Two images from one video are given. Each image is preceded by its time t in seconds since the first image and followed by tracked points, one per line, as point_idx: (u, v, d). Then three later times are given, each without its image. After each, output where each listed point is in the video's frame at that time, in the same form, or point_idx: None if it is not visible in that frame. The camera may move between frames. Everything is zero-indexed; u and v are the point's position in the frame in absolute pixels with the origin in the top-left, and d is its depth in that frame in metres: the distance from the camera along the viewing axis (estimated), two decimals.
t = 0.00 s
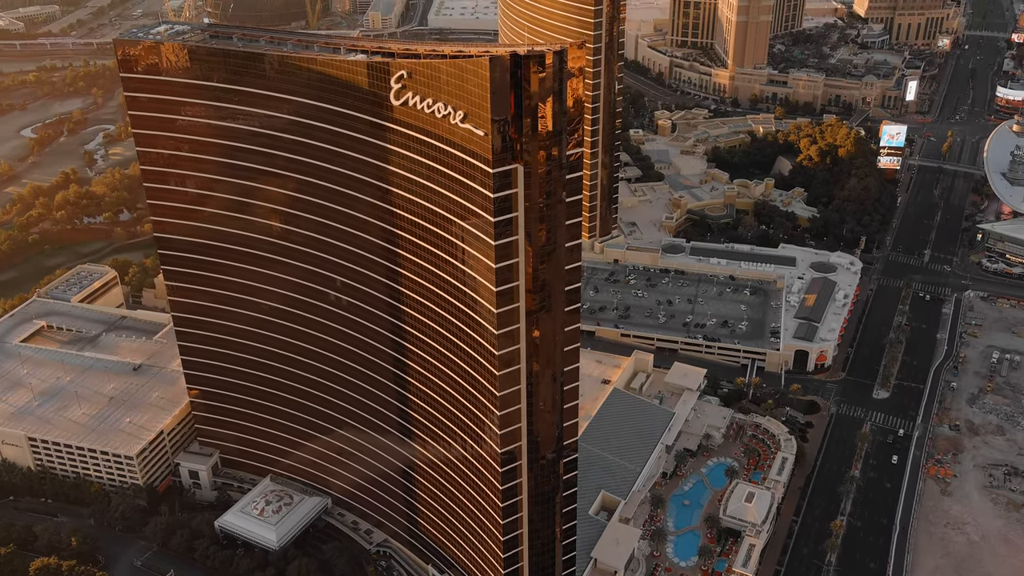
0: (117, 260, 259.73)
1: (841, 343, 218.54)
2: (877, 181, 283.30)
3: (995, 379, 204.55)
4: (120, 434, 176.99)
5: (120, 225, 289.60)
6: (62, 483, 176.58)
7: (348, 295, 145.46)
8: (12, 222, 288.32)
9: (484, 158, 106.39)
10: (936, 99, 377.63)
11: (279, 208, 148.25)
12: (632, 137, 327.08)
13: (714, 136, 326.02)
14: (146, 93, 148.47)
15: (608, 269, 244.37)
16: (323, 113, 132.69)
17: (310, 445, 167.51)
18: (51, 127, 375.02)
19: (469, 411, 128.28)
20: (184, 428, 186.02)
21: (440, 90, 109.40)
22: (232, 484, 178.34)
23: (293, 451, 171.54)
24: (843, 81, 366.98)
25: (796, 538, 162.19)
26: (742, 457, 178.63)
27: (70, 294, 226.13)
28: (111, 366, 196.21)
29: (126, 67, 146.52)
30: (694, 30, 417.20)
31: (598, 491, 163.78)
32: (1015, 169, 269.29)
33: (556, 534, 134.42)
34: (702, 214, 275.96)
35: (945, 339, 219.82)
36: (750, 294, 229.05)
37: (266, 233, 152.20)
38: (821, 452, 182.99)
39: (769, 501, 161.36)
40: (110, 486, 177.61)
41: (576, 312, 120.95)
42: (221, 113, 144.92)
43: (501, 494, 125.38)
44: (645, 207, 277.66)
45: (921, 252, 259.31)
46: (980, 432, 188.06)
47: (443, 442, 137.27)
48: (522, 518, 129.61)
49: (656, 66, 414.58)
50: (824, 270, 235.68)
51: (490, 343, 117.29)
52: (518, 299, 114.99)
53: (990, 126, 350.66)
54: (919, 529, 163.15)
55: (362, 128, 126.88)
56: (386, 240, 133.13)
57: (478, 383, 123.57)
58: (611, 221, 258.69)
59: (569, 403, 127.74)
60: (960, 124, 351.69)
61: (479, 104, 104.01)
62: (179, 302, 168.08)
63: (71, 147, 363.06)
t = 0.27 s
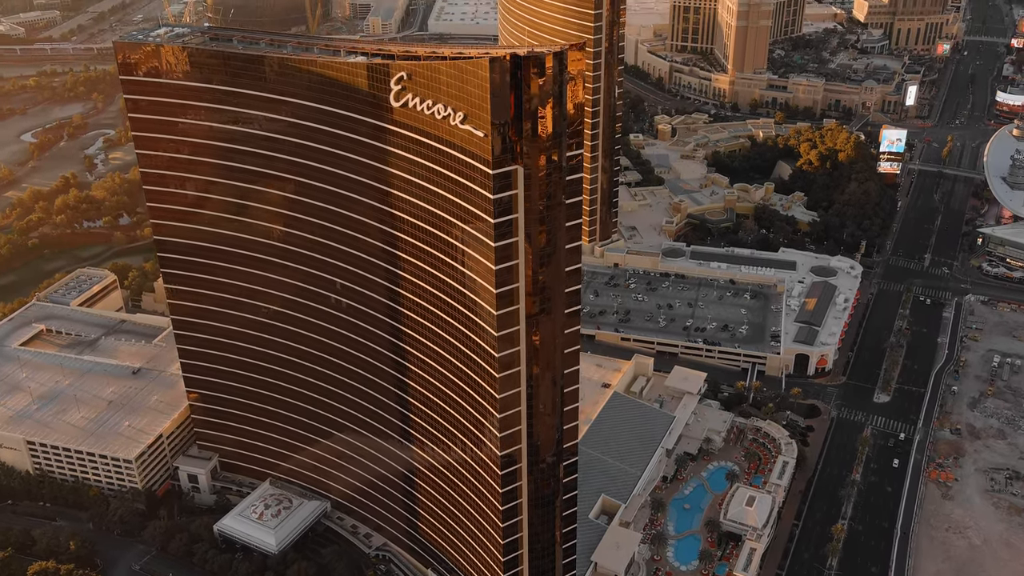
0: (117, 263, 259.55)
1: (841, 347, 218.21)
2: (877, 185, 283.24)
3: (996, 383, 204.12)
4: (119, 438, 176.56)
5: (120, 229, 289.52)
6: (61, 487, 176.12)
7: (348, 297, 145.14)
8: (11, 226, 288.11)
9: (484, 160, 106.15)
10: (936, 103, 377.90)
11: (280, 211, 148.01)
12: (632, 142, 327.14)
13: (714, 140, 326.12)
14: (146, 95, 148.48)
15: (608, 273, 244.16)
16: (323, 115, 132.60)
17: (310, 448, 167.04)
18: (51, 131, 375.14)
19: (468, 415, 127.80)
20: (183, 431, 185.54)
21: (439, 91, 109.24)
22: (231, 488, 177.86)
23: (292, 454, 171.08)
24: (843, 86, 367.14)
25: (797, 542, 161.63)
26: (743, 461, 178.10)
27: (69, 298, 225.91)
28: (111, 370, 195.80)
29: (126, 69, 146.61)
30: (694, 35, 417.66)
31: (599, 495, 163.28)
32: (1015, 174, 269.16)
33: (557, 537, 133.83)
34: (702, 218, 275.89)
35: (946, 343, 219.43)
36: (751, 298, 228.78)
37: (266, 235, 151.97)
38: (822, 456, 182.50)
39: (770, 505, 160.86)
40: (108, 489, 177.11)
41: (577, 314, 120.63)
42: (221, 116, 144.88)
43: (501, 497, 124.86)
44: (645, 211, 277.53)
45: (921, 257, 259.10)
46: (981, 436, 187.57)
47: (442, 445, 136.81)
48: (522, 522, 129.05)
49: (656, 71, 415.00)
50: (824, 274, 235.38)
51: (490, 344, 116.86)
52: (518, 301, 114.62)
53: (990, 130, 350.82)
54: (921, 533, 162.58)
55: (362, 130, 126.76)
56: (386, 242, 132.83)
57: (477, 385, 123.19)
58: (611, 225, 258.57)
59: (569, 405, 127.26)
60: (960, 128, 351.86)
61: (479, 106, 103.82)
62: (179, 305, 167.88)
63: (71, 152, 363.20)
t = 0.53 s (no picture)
0: (116, 267, 259.34)
1: (842, 350, 217.91)
2: (877, 190, 283.24)
3: (997, 386, 203.72)
4: (118, 441, 176.15)
5: (119, 233, 289.41)
6: (59, 490, 175.65)
7: (348, 299, 144.76)
8: (10, 230, 288.06)
9: (484, 161, 105.95)
10: (936, 108, 378.14)
11: (280, 213, 147.70)
12: (632, 146, 327.24)
13: (714, 144, 326.19)
14: (147, 97, 148.54)
15: (608, 276, 243.97)
16: (323, 117, 132.42)
17: (309, 452, 166.55)
18: (51, 136, 375.22)
19: (468, 417, 127.27)
20: (183, 434, 185.07)
21: (439, 92, 109.11)
22: (230, 492, 177.43)
23: (292, 458, 170.61)
24: (843, 90, 367.27)
25: (798, 546, 161.12)
26: (744, 464, 177.60)
27: (68, 301, 225.73)
28: (110, 374, 195.46)
29: (126, 71, 146.71)
30: (693, 39, 418.12)
31: (599, 499, 162.80)
32: (1015, 177, 268.96)
33: (557, 540, 133.28)
34: (702, 222, 275.78)
35: (947, 346, 219.09)
36: (751, 301, 228.54)
37: (266, 238, 151.67)
38: (823, 460, 182.02)
39: (771, 509, 160.39)
40: (107, 493, 176.62)
41: (577, 316, 120.30)
42: (221, 118, 144.81)
43: (501, 500, 124.36)
44: (645, 215, 277.42)
45: (921, 260, 258.90)
46: (983, 439, 187.12)
47: (442, 448, 136.36)
48: (522, 525, 128.53)
49: (656, 75, 415.44)
50: (825, 278, 235.11)
51: (490, 346, 116.46)
52: (518, 302, 114.30)
53: (990, 135, 350.98)
54: (922, 536, 162.06)
55: (362, 131, 126.63)
56: (386, 244, 132.55)
57: (477, 387, 122.78)
58: (611, 229, 258.45)
59: (569, 408, 126.84)
60: (960, 133, 352.01)
61: (479, 107, 103.71)
62: (178, 308, 167.62)
63: (71, 156, 363.27)
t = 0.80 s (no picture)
0: (116, 271, 259.23)
1: (843, 354, 217.57)
2: (876, 194, 283.24)
3: (998, 390, 203.31)
4: (117, 445, 175.75)
5: (119, 237, 289.41)
6: (58, 494, 175.14)
7: (347, 302, 144.49)
8: (10, 234, 288.00)
9: (483, 162, 105.64)
10: (936, 112, 378.50)
11: (279, 215, 147.42)
12: (632, 150, 327.41)
13: (714, 149, 326.31)
14: (146, 99, 148.52)
15: (608, 280, 243.75)
16: (322, 119, 132.40)
17: (308, 455, 166.13)
18: (52, 140, 375.46)
19: (468, 420, 126.74)
20: (182, 438, 184.65)
21: (439, 94, 109.00)
22: (229, 496, 177.02)
23: (291, 461, 170.11)
24: (843, 95, 367.53)
25: (799, 550, 160.65)
26: (745, 468, 177.15)
27: (67, 305, 225.61)
28: (109, 377, 195.07)
29: (126, 74, 146.87)
30: (693, 44, 418.65)
31: (599, 502, 162.33)
32: (1015, 181, 268.82)
33: (557, 544, 132.74)
34: (702, 226, 275.73)
35: (948, 350, 218.72)
36: (751, 305, 228.28)
37: (265, 240, 151.45)
38: (824, 464, 181.58)
39: (772, 513, 159.90)
40: (106, 497, 176.14)
41: (577, 318, 119.98)
42: (221, 120, 144.76)
43: (501, 503, 123.82)
44: (644, 219, 277.40)
45: (922, 264, 258.68)
46: (984, 443, 186.68)
47: (442, 451, 135.91)
48: (522, 528, 127.94)
49: (656, 80, 416.03)
50: (825, 281, 234.85)
51: (490, 348, 116.12)
52: (518, 304, 113.98)
53: (990, 139, 351.18)
54: (923, 540, 161.52)
55: (362, 133, 126.52)
56: (385, 246, 132.37)
57: (477, 389, 122.36)
58: (611, 233, 258.37)
59: (569, 410, 126.48)
60: (960, 137, 352.28)
61: (479, 108, 103.55)
62: (177, 311, 167.36)
63: (71, 160, 363.46)
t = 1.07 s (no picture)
0: (116, 275, 259.09)
1: (843, 358, 217.24)
2: (876, 198, 283.23)
3: (998, 394, 202.95)
4: (116, 448, 175.31)
5: (119, 241, 289.28)
6: (57, 497, 174.61)
7: (347, 304, 144.16)
8: (9, 238, 287.95)
9: (483, 163, 105.34)
10: (935, 117, 378.86)
11: (279, 217, 147.22)
12: (632, 154, 327.48)
13: (714, 153, 326.41)
14: (146, 102, 148.49)
15: (608, 284, 243.57)
16: (322, 122, 132.37)
17: (308, 459, 165.64)
18: (52, 144, 375.57)
19: (468, 422, 126.28)
20: (181, 441, 184.19)
21: (438, 95, 108.84)
22: (229, 500, 176.59)
23: (290, 465, 169.64)
24: (842, 99, 367.81)
25: (800, 554, 160.13)
26: (746, 472, 176.67)
27: (67, 309, 225.40)
28: (108, 381, 194.69)
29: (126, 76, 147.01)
30: (693, 49, 419.13)
31: (599, 506, 161.78)
32: (1015, 185, 268.84)
33: (557, 547, 132.14)
34: (702, 230, 275.57)
35: (948, 354, 218.37)
36: (751, 309, 228.04)
37: (265, 243, 151.18)
38: (825, 467, 181.13)
39: (772, 517, 159.47)
40: (105, 500, 175.60)
41: (577, 320, 119.69)
42: (221, 122, 144.73)
43: (501, 506, 123.32)
44: (644, 223, 277.30)
45: (922, 268, 258.47)
46: (985, 447, 186.25)
47: (441, 454, 135.35)
48: (522, 531, 127.33)
49: (655, 85, 416.54)
50: (826, 285, 234.64)
51: (490, 350, 115.72)
52: (518, 306, 113.67)
53: (990, 143, 351.44)
54: (924, 544, 160.99)
55: (362, 135, 126.36)
56: (384, 248, 132.09)
57: (477, 391, 121.95)
58: (611, 237, 258.18)
59: (570, 413, 126.05)
60: (960, 142, 352.47)
61: (479, 110, 103.34)
62: (177, 314, 167.03)
63: (71, 165, 363.63)
